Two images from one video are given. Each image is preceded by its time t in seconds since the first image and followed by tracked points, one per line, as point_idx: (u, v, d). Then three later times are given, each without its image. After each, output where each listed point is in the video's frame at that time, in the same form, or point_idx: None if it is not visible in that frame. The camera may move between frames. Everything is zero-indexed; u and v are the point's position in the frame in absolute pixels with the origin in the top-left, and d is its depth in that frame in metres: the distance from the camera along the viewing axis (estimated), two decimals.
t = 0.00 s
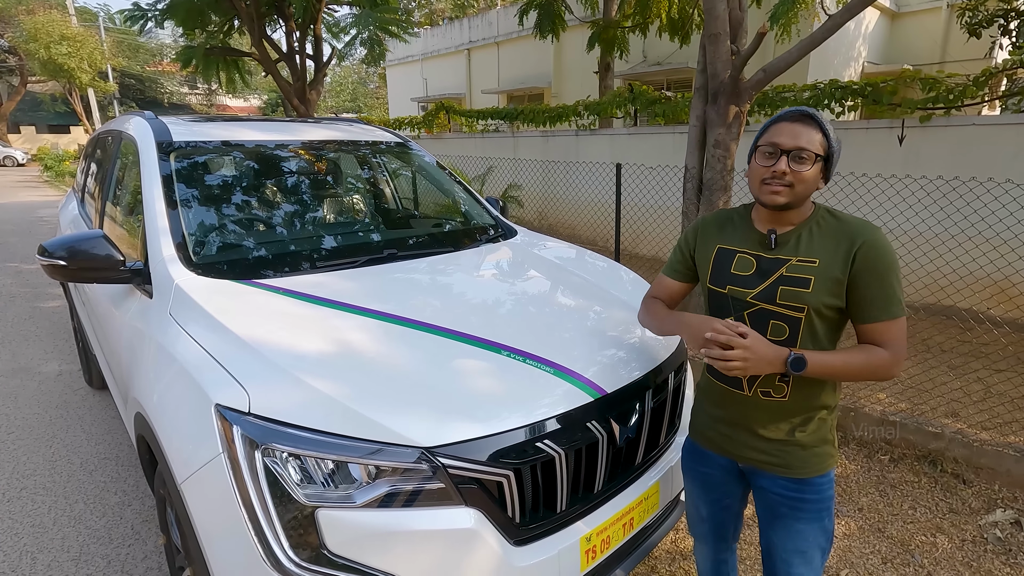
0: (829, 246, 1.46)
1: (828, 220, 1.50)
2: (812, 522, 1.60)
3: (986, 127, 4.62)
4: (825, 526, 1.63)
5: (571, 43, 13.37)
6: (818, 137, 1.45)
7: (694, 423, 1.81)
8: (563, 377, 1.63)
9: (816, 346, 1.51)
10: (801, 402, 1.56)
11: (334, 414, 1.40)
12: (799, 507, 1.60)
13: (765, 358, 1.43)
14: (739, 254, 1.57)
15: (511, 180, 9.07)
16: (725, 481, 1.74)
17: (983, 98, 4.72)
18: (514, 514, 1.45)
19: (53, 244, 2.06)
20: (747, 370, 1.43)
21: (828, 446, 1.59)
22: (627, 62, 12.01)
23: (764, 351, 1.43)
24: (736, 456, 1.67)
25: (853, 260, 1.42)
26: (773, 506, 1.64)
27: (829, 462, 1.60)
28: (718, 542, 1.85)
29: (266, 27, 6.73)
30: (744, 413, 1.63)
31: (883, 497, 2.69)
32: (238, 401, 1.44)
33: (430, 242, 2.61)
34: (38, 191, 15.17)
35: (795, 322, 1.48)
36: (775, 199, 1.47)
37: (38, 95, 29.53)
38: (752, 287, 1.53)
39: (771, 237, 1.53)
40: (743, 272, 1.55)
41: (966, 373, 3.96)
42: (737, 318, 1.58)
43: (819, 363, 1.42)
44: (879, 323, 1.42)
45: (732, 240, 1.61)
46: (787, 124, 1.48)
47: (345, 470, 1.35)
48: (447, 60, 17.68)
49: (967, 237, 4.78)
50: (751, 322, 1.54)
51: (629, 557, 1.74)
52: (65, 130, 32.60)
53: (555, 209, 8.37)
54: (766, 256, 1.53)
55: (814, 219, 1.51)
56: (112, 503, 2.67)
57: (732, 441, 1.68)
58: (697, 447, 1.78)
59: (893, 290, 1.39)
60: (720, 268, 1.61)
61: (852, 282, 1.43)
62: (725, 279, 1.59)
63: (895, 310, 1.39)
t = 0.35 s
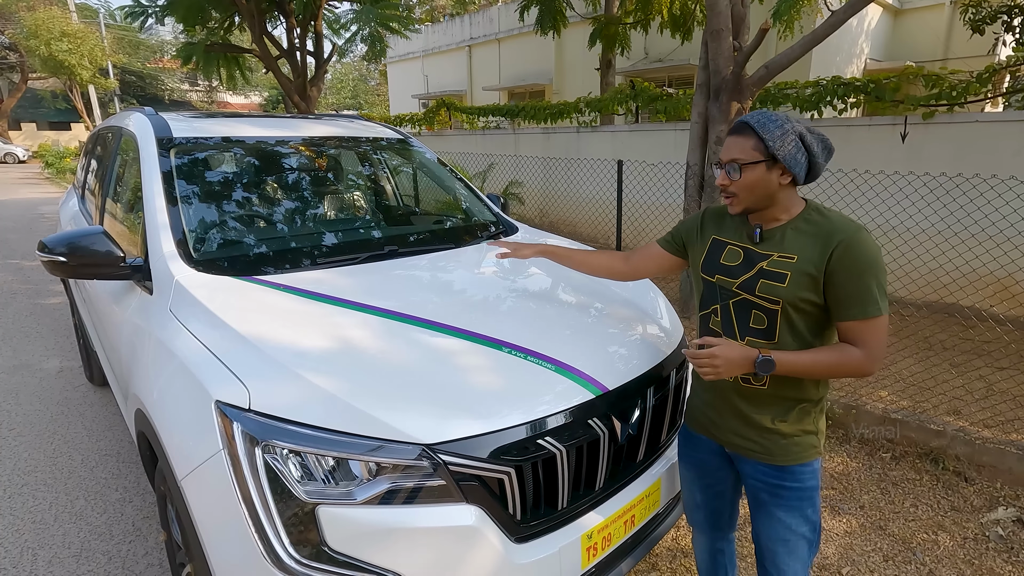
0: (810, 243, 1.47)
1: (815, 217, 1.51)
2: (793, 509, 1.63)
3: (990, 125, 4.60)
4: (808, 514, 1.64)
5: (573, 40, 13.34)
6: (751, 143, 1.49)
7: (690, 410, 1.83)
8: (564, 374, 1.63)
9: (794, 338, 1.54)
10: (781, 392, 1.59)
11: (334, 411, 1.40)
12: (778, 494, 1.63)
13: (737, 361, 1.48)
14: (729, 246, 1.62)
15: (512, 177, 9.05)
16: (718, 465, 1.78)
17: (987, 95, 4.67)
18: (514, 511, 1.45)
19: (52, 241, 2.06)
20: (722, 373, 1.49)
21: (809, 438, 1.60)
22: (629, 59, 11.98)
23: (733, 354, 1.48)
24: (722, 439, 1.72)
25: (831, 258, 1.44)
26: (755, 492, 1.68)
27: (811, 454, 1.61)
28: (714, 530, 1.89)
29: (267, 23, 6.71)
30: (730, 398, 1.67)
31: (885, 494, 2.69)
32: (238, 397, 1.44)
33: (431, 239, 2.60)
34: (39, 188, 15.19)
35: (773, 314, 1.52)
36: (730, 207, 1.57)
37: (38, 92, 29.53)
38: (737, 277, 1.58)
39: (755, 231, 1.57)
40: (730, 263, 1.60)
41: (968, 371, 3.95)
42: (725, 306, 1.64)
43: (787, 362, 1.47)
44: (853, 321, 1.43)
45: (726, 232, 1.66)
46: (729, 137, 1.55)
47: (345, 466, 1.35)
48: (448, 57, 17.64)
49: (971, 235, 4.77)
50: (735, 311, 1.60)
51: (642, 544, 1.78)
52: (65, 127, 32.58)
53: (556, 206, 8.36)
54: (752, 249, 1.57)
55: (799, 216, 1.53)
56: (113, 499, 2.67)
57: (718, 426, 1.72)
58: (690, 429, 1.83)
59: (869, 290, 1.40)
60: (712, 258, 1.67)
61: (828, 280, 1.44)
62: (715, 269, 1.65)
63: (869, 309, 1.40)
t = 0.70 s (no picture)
0: (786, 236, 1.51)
1: (787, 209, 1.55)
2: (789, 491, 1.69)
3: (992, 122, 4.59)
4: (804, 496, 1.71)
5: (574, 37, 13.29)
6: (718, 144, 1.54)
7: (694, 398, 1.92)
8: (564, 371, 1.63)
9: (783, 327, 1.59)
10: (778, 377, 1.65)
11: (334, 409, 1.39)
12: (775, 475, 1.70)
13: (729, 354, 1.54)
14: (713, 245, 1.67)
15: (513, 175, 9.04)
16: (718, 449, 1.85)
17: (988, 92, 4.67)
18: (516, 510, 1.45)
19: (53, 238, 2.05)
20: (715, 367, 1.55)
21: (804, 422, 1.65)
22: (631, 57, 11.95)
23: (723, 348, 1.55)
24: (722, 424, 1.78)
25: (806, 248, 1.48)
26: (755, 473, 1.74)
27: (808, 436, 1.66)
28: (717, 514, 1.96)
29: (267, 20, 6.69)
30: (729, 385, 1.74)
31: (886, 493, 2.69)
32: (239, 395, 1.44)
33: (432, 237, 2.59)
34: (39, 186, 15.20)
35: (760, 307, 1.57)
36: (706, 205, 1.63)
37: (39, 89, 29.51)
38: (724, 275, 1.63)
39: (735, 230, 1.61)
40: (717, 262, 1.65)
41: (969, 369, 3.95)
42: (717, 303, 1.69)
43: (778, 351, 1.52)
44: (835, 305, 1.47)
45: (708, 231, 1.71)
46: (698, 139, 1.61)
47: (346, 465, 1.35)
48: (449, 54, 17.61)
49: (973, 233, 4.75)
50: (727, 307, 1.65)
51: (651, 533, 1.84)
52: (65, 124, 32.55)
53: (557, 204, 8.35)
54: (734, 246, 1.61)
55: (774, 209, 1.56)
56: (114, 496, 2.68)
57: (717, 410, 1.80)
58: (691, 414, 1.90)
59: (846, 275, 1.43)
60: (699, 259, 1.71)
61: (807, 268, 1.49)
62: (703, 268, 1.70)
63: (848, 293, 1.44)
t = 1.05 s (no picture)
0: (801, 231, 1.55)
1: (801, 206, 1.59)
2: (801, 479, 1.78)
3: (992, 120, 4.59)
4: (813, 484, 1.80)
5: (574, 34, 13.26)
6: (738, 141, 1.55)
7: (702, 392, 1.99)
8: (564, 369, 1.63)
9: (799, 321, 1.63)
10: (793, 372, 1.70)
11: (334, 406, 1.40)
12: (791, 466, 1.78)
13: (748, 347, 1.56)
14: (727, 243, 1.70)
15: (514, 172, 9.04)
16: (730, 442, 1.92)
17: (990, 90, 4.63)
18: (516, 507, 1.45)
19: (53, 236, 2.05)
20: (734, 360, 1.57)
21: (816, 415, 1.73)
22: (631, 54, 11.94)
23: (743, 342, 1.56)
24: (739, 422, 1.84)
25: (822, 242, 1.52)
26: (766, 464, 1.82)
27: (819, 428, 1.74)
28: (725, 507, 2.02)
29: (268, 18, 6.69)
30: (746, 383, 1.79)
31: (885, 490, 2.69)
32: (238, 393, 1.44)
33: (432, 235, 2.59)
34: (40, 183, 15.20)
35: (777, 302, 1.61)
36: (724, 202, 1.63)
37: (39, 87, 29.52)
38: (739, 272, 1.66)
39: (749, 227, 1.64)
40: (732, 259, 1.68)
41: (968, 367, 3.95)
42: (732, 300, 1.71)
43: (796, 344, 1.54)
44: (850, 297, 1.51)
45: (721, 230, 1.74)
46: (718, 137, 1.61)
47: (346, 462, 1.35)
48: (449, 52, 17.60)
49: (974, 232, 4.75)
50: (742, 304, 1.68)
51: (655, 525, 1.86)
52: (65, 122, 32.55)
53: (557, 201, 8.34)
54: (749, 243, 1.65)
55: (788, 206, 1.60)
56: (115, 494, 2.68)
57: (732, 406, 1.85)
58: (703, 410, 1.97)
59: (861, 266, 1.48)
60: (712, 257, 1.74)
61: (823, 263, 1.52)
62: (717, 266, 1.72)
63: (864, 284, 1.48)
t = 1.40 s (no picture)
0: (828, 226, 1.64)
1: (821, 203, 1.68)
2: (820, 451, 1.86)
3: (992, 118, 4.59)
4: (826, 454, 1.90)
5: (575, 32, 13.23)
6: (812, 138, 1.60)
7: (719, 382, 1.99)
8: (563, 368, 1.63)
9: (825, 310, 1.71)
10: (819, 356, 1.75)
11: (333, 403, 1.40)
12: (811, 441, 1.85)
13: (809, 343, 1.62)
14: (749, 237, 1.73)
15: (514, 170, 9.04)
16: (755, 432, 1.93)
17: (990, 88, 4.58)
18: (513, 505, 1.46)
19: (54, 234, 2.06)
20: (799, 357, 1.63)
21: (841, 393, 1.80)
22: (631, 52, 11.92)
23: (803, 337, 1.62)
24: (768, 410, 1.84)
25: (850, 237, 1.63)
26: (789, 440, 1.89)
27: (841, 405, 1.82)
28: (737, 498, 2.01)
29: (267, 16, 6.68)
30: (772, 369, 1.80)
31: (883, 488, 2.70)
32: (238, 390, 1.44)
33: (432, 233, 2.60)
34: (42, 181, 15.23)
35: (807, 293, 1.67)
36: (775, 193, 1.63)
37: (40, 85, 29.50)
38: (766, 265, 1.70)
39: (775, 222, 1.69)
40: (756, 254, 1.71)
41: (968, 365, 3.96)
42: (755, 294, 1.74)
43: (843, 333, 1.64)
44: (870, 286, 1.66)
45: (739, 225, 1.76)
46: (787, 127, 1.62)
47: (345, 460, 1.35)
48: (450, 50, 17.58)
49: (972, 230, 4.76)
50: (769, 296, 1.71)
51: (659, 518, 1.90)
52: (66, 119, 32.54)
53: (557, 200, 8.33)
54: (775, 237, 1.69)
55: (809, 204, 1.68)
56: (115, 491, 2.69)
57: (758, 395, 1.85)
58: (727, 402, 1.94)
59: (881, 258, 1.62)
60: (733, 251, 1.76)
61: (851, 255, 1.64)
62: (739, 260, 1.75)
63: (884, 273, 1.64)
